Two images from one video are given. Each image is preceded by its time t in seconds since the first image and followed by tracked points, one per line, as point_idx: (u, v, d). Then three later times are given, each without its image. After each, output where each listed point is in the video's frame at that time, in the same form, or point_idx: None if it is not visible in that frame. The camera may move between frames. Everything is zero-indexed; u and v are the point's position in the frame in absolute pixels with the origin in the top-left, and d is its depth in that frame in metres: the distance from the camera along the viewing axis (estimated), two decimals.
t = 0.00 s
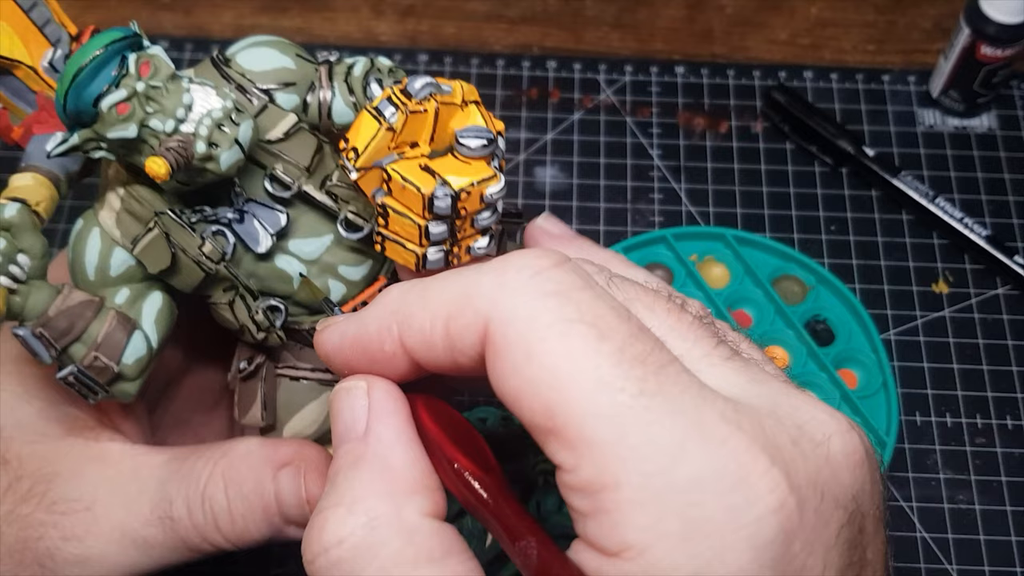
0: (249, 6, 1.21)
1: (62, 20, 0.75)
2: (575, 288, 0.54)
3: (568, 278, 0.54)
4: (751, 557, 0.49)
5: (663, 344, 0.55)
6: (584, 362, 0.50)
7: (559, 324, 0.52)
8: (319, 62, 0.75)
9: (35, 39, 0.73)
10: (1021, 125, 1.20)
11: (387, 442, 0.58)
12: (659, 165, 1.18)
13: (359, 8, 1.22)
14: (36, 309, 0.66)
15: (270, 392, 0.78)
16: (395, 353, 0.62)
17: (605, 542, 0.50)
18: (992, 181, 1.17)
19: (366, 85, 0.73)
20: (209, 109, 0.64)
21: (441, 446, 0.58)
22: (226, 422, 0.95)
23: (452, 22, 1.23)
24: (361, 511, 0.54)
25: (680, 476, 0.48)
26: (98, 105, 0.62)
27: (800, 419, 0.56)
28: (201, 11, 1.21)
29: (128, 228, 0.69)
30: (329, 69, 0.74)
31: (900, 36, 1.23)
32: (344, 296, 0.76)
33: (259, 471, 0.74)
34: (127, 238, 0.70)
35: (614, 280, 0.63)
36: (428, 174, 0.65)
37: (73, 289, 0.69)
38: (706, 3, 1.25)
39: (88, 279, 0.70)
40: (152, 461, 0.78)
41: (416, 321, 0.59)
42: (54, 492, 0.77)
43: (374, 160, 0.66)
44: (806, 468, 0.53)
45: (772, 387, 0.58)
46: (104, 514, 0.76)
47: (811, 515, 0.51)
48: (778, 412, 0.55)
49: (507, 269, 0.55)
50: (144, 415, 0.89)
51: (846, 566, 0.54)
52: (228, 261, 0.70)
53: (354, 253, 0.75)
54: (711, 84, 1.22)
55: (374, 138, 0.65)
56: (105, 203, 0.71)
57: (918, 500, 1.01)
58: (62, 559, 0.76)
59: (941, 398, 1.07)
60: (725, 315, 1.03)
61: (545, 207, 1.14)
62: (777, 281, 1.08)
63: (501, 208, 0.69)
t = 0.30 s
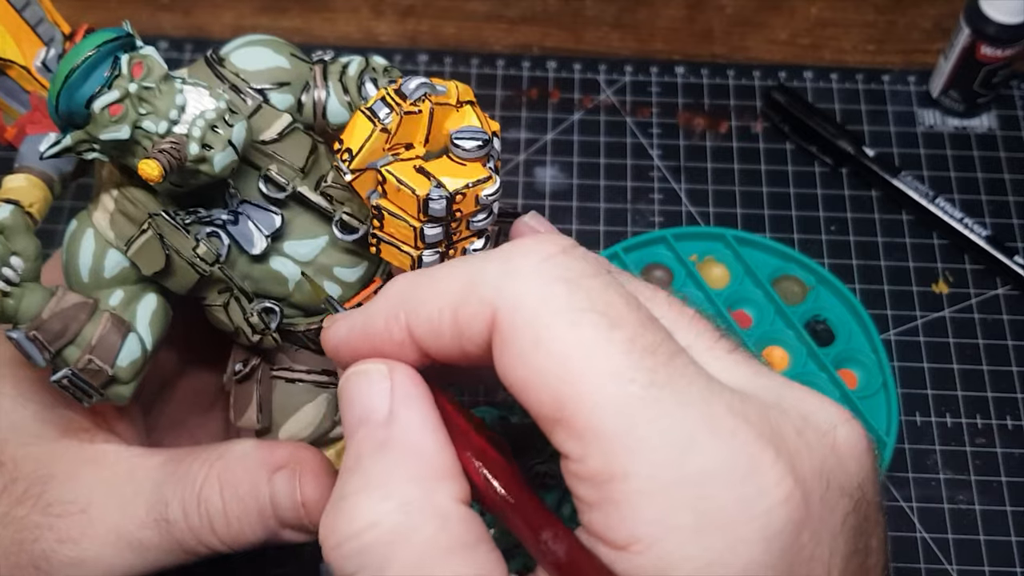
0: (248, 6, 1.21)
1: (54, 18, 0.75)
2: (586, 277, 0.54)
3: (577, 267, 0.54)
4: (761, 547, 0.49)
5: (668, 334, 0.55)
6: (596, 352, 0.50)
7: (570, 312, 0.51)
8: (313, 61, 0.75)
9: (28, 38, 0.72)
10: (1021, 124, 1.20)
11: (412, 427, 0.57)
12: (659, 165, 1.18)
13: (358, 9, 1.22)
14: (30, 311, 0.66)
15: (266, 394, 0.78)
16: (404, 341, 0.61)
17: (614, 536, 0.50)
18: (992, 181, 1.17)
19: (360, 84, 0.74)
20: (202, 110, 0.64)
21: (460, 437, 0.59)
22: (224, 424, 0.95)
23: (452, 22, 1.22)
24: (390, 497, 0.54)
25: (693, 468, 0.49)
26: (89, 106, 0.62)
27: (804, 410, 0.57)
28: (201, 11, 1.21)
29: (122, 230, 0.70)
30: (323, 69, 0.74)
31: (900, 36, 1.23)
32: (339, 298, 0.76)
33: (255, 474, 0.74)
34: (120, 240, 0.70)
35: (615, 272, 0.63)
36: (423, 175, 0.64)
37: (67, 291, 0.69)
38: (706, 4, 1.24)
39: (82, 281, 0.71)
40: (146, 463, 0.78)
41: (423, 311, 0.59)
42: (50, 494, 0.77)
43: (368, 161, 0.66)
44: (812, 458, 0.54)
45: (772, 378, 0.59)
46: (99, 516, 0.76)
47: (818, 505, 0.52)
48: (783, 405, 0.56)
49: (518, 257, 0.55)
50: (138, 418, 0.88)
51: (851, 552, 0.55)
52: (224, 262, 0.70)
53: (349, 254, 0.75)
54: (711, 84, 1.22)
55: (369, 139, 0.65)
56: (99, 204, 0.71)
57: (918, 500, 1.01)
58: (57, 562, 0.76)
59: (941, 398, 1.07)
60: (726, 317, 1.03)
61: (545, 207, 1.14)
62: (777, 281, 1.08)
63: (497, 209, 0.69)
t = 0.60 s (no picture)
0: (248, 7, 1.21)
1: (55, 18, 0.75)
2: (584, 281, 0.53)
3: (575, 270, 0.54)
4: (755, 548, 0.49)
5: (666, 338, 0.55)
6: (593, 355, 0.50)
7: (567, 316, 0.51)
8: (313, 61, 0.75)
9: (29, 38, 0.73)
10: (1021, 125, 1.20)
11: (418, 417, 0.56)
12: (658, 165, 1.18)
13: (358, 9, 1.22)
14: (31, 310, 0.66)
15: (266, 393, 0.78)
16: (403, 338, 0.61)
17: (606, 534, 0.50)
18: (992, 181, 1.17)
19: (361, 84, 0.74)
20: (204, 110, 0.64)
21: (463, 427, 0.59)
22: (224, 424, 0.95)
23: (452, 22, 1.23)
24: (395, 489, 0.54)
25: (687, 469, 0.49)
26: (92, 105, 0.62)
27: (799, 414, 0.57)
28: (201, 11, 1.21)
29: (123, 229, 0.70)
30: (324, 69, 0.74)
31: (900, 37, 1.23)
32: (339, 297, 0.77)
33: (255, 472, 0.74)
34: (121, 239, 0.70)
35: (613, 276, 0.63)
36: (424, 174, 0.65)
37: (69, 290, 0.69)
38: (706, 4, 1.24)
39: (83, 280, 0.71)
40: (146, 461, 0.78)
41: (423, 310, 0.59)
42: (50, 492, 0.77)
43: (370, 160, 0.66)
44: (807, 461, 0.54)
45: (768, 382, 0.59)
46: (100, 514, 0.76)
47: (811, 508, 0.52)
48: (779, 408, 0.56)
49: (519, 259, 0.55)
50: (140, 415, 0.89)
51: (845, 554, 0.55)
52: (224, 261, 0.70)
53: (349, 253, 0.75)
54: (711, 84, 1.22)
55: (370, 138, 0.66)
56: (100, 204, 0.71)
57: (918, 500, 1.01)
58: (58, 561, 0.76)
59: (941, 398, 1.07)
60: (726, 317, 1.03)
61: (545, 207, 1.15)
62: (777, 281, 1.08)
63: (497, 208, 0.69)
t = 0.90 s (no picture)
0: (247, 7, 1.21)
1: (57, 19, 0.75)
2: (575, 287, 0.53)
3: (567, 276, 0.54)
4: (740, 554, 0.49)
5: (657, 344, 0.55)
6: (582, 360, 0.50)
7: (557, 322, 0.51)
8: (316, 63, 0.75)
9: (32, 38, 0.72)
10: (1021, 125, 1.20)
11: (408, 420, 0.56)
12: (659, 165, 1.18)
13: (358, 9, 1.22)
14: (34, 311, 0.66)
15: (268, 393, 0.78)
16: (397, 343, 0.61)
17: (596, 538, 0.50)
18: (992, 181, 1.17)
19: (363, 85, 0.74)
20: (208, 111, 0.64)
21: (454, 424, 0.59)
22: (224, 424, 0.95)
23: (451, 22, 1.22)
24: (384, 492, 0.54)
25: (673, 475, 0.49)
26: (97, 106, 0.62)
27: (791, 419, 0.56)
28: (200, 11, 1.21)
29: (126, 230, 0.69)
30: (326, 70, 0.74)
31: (900, 37, 1.23)
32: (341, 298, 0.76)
33: (257, 473, 0.73)
34: (125, 240, 0.69)
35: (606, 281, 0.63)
36: (427, 176, 0.64)
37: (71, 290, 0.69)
38: (706, 5, 1.24)
39: (86, 281, 0.70)
40: (148, 461, 0.78)
41: (416, 314, 0.59)
42: (52, 492, 0.77)
43: (373, 161, 0.66)
44: (796, 467, 0.53)
45: (761, 387, 0.58)
46: (102, 514, 0.76)
47: (799, 514, 0.52)
48: (769, 413, 0.56)
49: (509, 266, 0.54)
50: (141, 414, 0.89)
51: (834, 559, 0.55)
52: (226, 262, 0.70)
53: (351, 254, 0.75)
54: (711, 84, 1.22)
55: (374, 139, 0.65)
56: (103, 204, 0.71)
57: (918, 500, 1.01)
58: (61, 560, 0.76)
59: (941, 398, 1.07)
60: (727, 316, 1.03)
61: (545, 207, 1.14)
62: (777, 281, 1.08)
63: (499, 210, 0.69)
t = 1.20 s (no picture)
0: (248, 7, 1.21)
1: (62, 18, 0.75)
2: (579, 283, 0.53)
3: (570, 272, 0.54)
4: (744, 546, 0.49)
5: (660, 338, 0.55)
6: (586, 355, 0.50)
7: (561, 317, 0.51)
8: (320, 63, 0.75)
9: (37, 37, 0.72)
10: (1021, 125, 1.20)
11: (412, 416, 0.56)
12: (659, 165, 1.18)
13: (358, 9, 1.22)
14: (39, 309, 0.66)
15: (271, 392, 0.78)
16: (402, 342, 0.61)
17: (601, 531, 0.50)
18: (992, 181, 1.17)
19: (367, 87, 0.74)
20: (215, 110, 0.64)
21: (459, 421, 0.59)
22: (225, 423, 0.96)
23: (452, 21, 1.23)
24: (389, 487, 0.54)
25: (677, 468, 0.49)
26: (104, 104, 0.62)
27: (793, 413, 0.57)
28: (201, 11, 1.21)
29: (131, 229, 0.69)
30: (331, 71, 0.74)
31: (900, 37, 1.23)
32: (346, 297, 0.76)
33: (259, 471, 0.74)
34: (129, 239, 0.70)
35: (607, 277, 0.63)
36: (432, 175, 0.64)
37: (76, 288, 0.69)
38: (706, 4, 1.24)
39: (90, 279, 0.71)
40: (151, 459, 0.78)
41: (420, 312, 0.59)
42: (54, 490, 0.77)
43: (379, 161, 0.66)
44: (799, 460, 0.54)
45: (763, 381, 0.58)
46: (104, 512, 0.76)
47: (802, 506, 0.52)
48: (772, 407, 0.56)
49: (512, 262, 0.54)
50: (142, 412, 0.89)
51: (837, 553, 0.55)
52: (231, 261, 0.70)
53: (355, 253, 0.75)
54: (711, 84, 1.22)
55: (379, 140, 0.65)
56: (109, 202, 0.71)
57: (918, 500, 1.01)
58: (62, 558, 0.76)
59: (941, 398, 1.07)
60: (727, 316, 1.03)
61: (545, 207, 1.15)
62: (778, 281, 1.08)
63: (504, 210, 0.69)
